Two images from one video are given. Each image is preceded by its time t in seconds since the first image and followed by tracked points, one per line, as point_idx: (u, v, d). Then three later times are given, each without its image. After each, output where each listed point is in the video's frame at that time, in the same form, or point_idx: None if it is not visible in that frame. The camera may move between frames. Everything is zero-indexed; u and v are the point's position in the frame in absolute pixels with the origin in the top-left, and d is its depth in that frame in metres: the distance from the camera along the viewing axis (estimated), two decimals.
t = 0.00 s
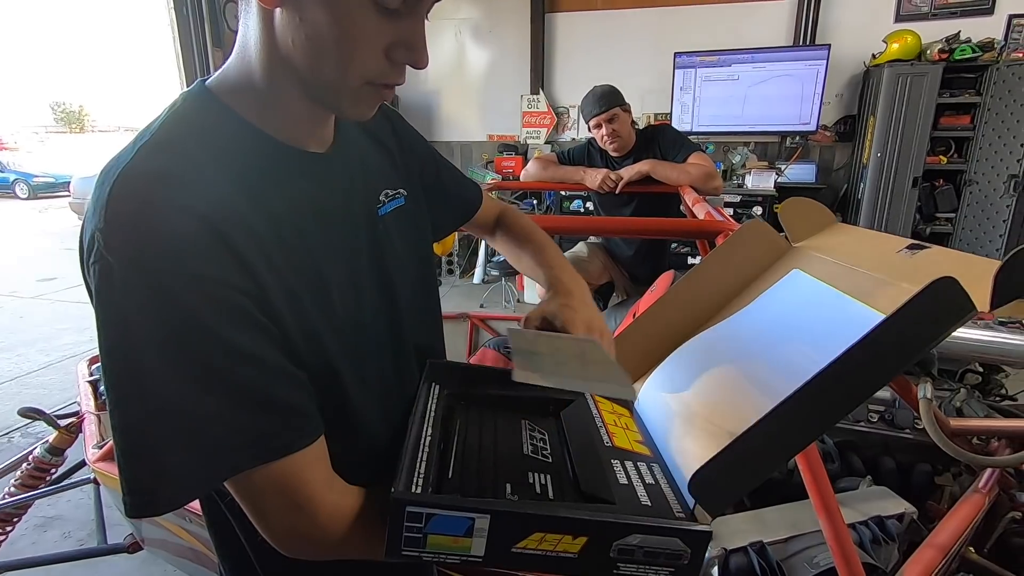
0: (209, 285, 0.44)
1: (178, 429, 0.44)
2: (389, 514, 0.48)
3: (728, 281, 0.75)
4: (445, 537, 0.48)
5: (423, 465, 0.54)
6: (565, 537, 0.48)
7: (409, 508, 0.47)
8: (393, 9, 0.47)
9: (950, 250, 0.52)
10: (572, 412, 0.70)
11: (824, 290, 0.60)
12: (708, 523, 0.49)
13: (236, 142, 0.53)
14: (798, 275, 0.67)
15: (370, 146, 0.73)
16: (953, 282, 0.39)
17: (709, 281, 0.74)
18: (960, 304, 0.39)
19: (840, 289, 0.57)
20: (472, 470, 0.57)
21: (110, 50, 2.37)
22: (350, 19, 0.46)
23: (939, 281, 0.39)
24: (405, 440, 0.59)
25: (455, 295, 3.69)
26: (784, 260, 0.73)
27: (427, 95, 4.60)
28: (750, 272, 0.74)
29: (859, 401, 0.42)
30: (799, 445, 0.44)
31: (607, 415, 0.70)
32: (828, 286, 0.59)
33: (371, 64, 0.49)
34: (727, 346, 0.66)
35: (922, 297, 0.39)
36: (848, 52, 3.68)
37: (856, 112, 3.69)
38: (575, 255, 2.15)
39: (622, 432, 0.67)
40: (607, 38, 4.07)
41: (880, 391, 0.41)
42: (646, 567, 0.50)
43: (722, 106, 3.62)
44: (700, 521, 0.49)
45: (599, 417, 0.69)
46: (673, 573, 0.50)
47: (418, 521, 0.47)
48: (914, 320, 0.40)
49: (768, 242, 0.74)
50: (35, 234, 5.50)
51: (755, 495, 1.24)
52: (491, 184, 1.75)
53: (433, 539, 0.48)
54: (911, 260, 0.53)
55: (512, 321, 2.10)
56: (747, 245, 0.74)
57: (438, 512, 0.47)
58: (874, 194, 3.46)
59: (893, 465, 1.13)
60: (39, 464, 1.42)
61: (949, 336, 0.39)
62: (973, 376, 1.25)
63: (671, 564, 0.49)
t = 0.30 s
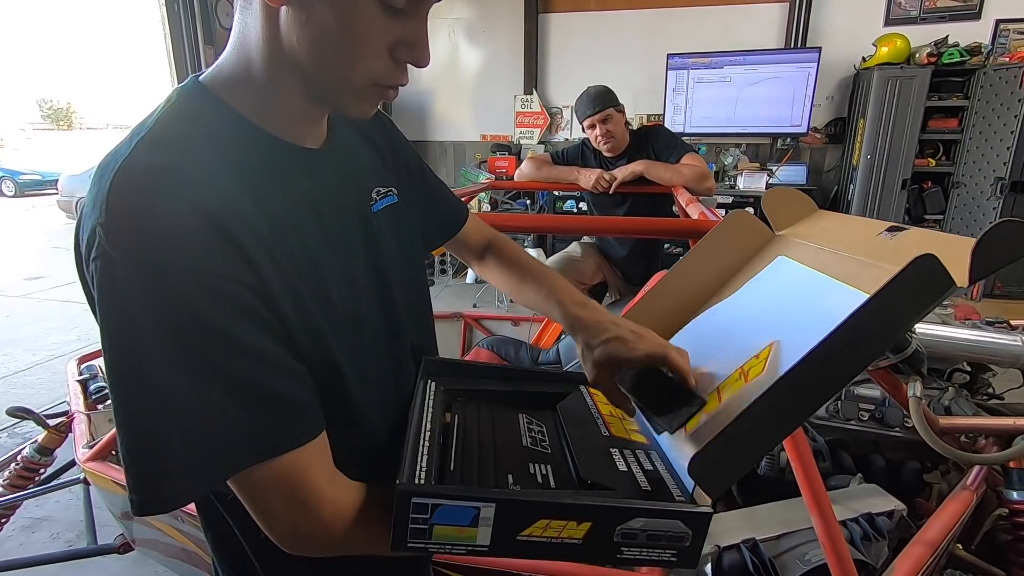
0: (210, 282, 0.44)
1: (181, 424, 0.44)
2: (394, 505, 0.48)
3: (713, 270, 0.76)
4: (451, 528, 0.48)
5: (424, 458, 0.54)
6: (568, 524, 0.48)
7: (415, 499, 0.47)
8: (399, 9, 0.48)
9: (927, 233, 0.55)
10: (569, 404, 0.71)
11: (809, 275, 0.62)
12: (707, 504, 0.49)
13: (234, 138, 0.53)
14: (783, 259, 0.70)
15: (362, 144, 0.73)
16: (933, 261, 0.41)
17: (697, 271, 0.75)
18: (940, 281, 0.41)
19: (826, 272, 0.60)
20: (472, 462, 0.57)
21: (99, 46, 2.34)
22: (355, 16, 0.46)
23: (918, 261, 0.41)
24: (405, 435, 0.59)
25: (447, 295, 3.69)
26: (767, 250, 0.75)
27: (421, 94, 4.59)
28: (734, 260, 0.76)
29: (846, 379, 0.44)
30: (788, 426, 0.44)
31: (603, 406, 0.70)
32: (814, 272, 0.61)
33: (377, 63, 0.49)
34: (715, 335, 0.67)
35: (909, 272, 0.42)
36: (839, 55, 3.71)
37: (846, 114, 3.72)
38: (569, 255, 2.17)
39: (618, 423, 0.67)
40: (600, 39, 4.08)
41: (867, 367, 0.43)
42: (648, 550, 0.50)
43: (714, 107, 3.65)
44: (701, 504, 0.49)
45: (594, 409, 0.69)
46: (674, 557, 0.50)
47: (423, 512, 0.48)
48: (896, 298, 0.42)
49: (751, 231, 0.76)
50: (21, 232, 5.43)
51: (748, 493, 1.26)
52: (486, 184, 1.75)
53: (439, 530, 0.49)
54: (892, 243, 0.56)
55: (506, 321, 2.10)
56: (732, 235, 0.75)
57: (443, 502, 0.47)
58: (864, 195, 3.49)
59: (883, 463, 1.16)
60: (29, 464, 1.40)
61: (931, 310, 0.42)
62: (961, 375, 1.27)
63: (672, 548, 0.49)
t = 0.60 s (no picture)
0: (212, 282, 0.44)
1: (183, 427, 0.44)
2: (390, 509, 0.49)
3: (713, 290, 0.78)
4: (447, 532, 0.48)
5: (422, 458, 0.54)
6: (563, 533, 0.48)
7: (411, 502, 0.47)
8: (410, 12, 0.48)
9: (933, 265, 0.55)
10: (564, 409, 0.71)
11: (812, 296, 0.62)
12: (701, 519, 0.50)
13: (231, 137, 0.53)
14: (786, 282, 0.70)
15: (356, 141, 0.73)
16: (940, 293, 0.41)
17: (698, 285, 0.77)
18: (946, 315, 0.41)
19: (829, 296, 0.59)
20: (468, 467, 0.57)
21: (88, 42, 2.32)
22: (363, 21, 0.46)
23: (927, 291, 0.41)
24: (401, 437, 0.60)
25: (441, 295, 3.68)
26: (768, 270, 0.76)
27: (415, 93, 4.58)
28: (734, 280, 0.77)
29: (847, 404, 0.44)
30: (787, 446, 0.45)
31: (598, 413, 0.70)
32: (814, 293, 0.62)
33: (385, 66, 0.49)
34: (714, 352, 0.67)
35: (915, 305, 0.41)
36: (831, 55, 3.73)
37: (838, 114, 3.75)
38: (563, 254, 2.18)
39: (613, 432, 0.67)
40: (593, 38, 4.09)
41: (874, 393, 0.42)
42: (639, 562, 0.51)
43: (707, 106, 3.66)
44: (696, 518, 0.50)
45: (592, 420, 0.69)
46: (665, 569, 0.50)
47: (420, 516, 0.48)
48: (899, 329, 0.42)
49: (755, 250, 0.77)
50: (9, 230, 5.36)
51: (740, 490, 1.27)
52: (480, 183, 1.75)
53: (434, 533, 0.49)
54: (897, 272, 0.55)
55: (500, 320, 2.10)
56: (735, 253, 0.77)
57: (439, 507, 0.47)
58: (855, 195, 3.52)
59: (874, 460, 1.17)
60: (18, 463, 1.39)
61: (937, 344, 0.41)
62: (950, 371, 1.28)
63: (663, 560, 0.50)
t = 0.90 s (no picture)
0: (199, 295, 0.44)
1: (182, 444, 0.43)
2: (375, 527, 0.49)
3: (705, 299, 0.77)
4: (432, 550, 0.49)
5: (411, 478, 0.55)
6: (549, 550, 0.48)
7: (395, 520, 0.48)
8: (421, 43, 0.49)
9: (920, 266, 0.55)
10: (562, 425, 0.70)
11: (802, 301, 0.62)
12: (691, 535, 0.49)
13: (220, 145, 0.51)
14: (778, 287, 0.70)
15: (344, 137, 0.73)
16: (923, 301, 0.42)
17: (691, 295, 0.77)
18: (933, 320, 0.42)
19: (819, 301, 0.59)
20: (458, 484, 0.56)
21: (80, 40, 2.30)
22: (376, 52, 0.47)
23: (911, 300, 0.42)
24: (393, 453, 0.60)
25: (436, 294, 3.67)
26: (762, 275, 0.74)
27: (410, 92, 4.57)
28: (728, 284, 0.76)
29: (841, 407, 0.45)
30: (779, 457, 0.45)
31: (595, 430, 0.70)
32: (805, 300, 0.61)
33: (389, 90, 0.49)
34: (709, 363, 0.68)
35: (902, 309, 0.42)
36: (825, 55, 3.75)
37: (831, 114, 3.78)
38: (559, 253, 2.19)
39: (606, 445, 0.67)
40: (589, 38, 4.09)
41: (854, 403, 0.44)
42: None
43: (702, 106, 3.67)
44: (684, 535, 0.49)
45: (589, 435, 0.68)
46: None
47: (405, 534, 0.48)
48: (884, 335, 0.43)
49: (749, 258, 0.75)
50: None
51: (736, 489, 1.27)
52: (475, 181, 1.75)
53: (420, 551, 0.49)
54: (885, 275, 0.56)
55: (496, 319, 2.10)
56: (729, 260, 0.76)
57: (425, 524, 0.48)
58: (849, 194, 3.54)
59: (869, 457, 1.18)
60: (11, 466, 1.38)
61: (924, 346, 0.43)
62: (943, 369, 1.30)
63: None
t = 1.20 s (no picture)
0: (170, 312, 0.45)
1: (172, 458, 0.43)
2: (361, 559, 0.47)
3: (706, 305, 0.77)
4: None
5: (396, 505, 0.52)
6: None
7: (381, 556, 0.46)
8: (403, 76, 0.47)
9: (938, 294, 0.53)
10: (551, 431, 0.70)
11: (811, 323, 0.61)
12: (682, 563, 0.47)
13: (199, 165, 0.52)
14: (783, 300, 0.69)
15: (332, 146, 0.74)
16: (940, 346, 0.40)
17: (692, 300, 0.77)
18: (945, 364, 0.40)
19: (828, 325, 0.58)
20: (448, 505, 0.55)
21: (77, 38, 2.29)
22: (353, 86, 0.45)
23: (928, 345, 0.40)
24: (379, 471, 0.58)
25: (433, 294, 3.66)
26: (769, 283, 0.74)
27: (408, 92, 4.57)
28: (733, 292, 0.76)
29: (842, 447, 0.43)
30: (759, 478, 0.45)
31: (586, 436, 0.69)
32: (815, 323, 0.60)
33: (371, 124, 0.48)
34: (710, 381, 0.67)
35: (912, 356, 0.40)
36: (822, 55, 3.75)
37: (828, 114, 3.79)
38: (558, 253, 2.20)
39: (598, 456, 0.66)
40: (587, 38, 4.09)
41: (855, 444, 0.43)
42: None
43: (699, 105, 3.68)
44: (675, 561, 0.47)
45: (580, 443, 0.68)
46: None
47: (392, 568, 0.46)
48: (893, 380, 0.41)
49: (754, 264, 0.75)
50: None
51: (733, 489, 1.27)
52: (473, 181, 1.76)
53: None
54: (899, 301, 0.54)
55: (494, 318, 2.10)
56: (733, 266, 0.75)
57: (412, 560, 0.46)
58: (845, 193, 3.55)
59: (867, 456, 1.19)
60: (9, 466, 1.37)
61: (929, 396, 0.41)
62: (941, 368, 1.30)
63: None
